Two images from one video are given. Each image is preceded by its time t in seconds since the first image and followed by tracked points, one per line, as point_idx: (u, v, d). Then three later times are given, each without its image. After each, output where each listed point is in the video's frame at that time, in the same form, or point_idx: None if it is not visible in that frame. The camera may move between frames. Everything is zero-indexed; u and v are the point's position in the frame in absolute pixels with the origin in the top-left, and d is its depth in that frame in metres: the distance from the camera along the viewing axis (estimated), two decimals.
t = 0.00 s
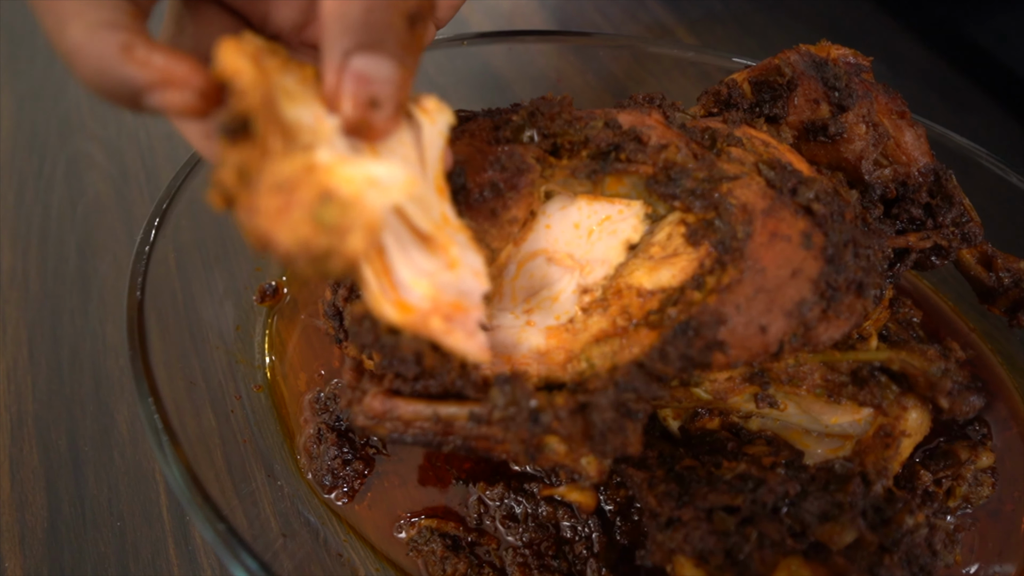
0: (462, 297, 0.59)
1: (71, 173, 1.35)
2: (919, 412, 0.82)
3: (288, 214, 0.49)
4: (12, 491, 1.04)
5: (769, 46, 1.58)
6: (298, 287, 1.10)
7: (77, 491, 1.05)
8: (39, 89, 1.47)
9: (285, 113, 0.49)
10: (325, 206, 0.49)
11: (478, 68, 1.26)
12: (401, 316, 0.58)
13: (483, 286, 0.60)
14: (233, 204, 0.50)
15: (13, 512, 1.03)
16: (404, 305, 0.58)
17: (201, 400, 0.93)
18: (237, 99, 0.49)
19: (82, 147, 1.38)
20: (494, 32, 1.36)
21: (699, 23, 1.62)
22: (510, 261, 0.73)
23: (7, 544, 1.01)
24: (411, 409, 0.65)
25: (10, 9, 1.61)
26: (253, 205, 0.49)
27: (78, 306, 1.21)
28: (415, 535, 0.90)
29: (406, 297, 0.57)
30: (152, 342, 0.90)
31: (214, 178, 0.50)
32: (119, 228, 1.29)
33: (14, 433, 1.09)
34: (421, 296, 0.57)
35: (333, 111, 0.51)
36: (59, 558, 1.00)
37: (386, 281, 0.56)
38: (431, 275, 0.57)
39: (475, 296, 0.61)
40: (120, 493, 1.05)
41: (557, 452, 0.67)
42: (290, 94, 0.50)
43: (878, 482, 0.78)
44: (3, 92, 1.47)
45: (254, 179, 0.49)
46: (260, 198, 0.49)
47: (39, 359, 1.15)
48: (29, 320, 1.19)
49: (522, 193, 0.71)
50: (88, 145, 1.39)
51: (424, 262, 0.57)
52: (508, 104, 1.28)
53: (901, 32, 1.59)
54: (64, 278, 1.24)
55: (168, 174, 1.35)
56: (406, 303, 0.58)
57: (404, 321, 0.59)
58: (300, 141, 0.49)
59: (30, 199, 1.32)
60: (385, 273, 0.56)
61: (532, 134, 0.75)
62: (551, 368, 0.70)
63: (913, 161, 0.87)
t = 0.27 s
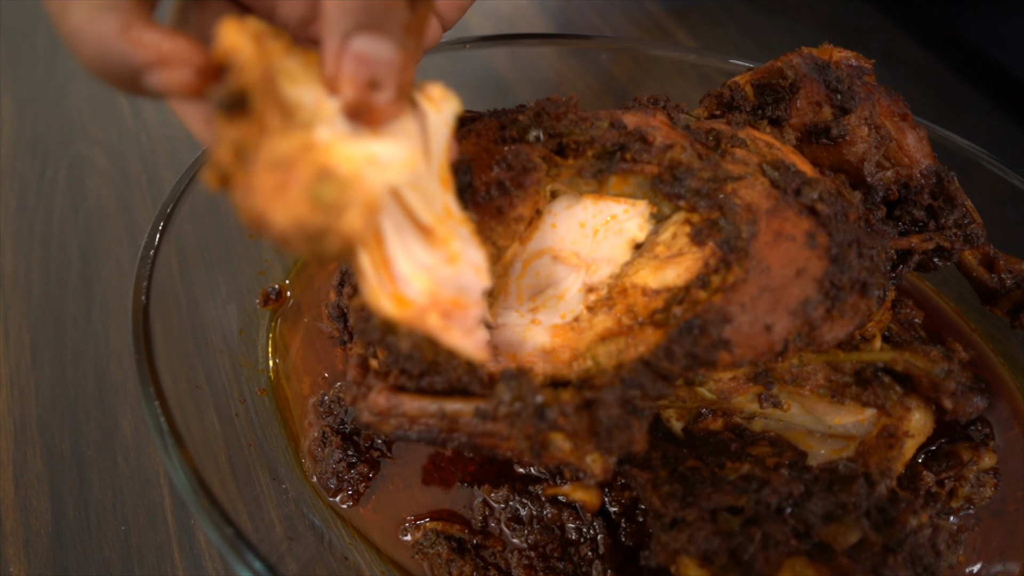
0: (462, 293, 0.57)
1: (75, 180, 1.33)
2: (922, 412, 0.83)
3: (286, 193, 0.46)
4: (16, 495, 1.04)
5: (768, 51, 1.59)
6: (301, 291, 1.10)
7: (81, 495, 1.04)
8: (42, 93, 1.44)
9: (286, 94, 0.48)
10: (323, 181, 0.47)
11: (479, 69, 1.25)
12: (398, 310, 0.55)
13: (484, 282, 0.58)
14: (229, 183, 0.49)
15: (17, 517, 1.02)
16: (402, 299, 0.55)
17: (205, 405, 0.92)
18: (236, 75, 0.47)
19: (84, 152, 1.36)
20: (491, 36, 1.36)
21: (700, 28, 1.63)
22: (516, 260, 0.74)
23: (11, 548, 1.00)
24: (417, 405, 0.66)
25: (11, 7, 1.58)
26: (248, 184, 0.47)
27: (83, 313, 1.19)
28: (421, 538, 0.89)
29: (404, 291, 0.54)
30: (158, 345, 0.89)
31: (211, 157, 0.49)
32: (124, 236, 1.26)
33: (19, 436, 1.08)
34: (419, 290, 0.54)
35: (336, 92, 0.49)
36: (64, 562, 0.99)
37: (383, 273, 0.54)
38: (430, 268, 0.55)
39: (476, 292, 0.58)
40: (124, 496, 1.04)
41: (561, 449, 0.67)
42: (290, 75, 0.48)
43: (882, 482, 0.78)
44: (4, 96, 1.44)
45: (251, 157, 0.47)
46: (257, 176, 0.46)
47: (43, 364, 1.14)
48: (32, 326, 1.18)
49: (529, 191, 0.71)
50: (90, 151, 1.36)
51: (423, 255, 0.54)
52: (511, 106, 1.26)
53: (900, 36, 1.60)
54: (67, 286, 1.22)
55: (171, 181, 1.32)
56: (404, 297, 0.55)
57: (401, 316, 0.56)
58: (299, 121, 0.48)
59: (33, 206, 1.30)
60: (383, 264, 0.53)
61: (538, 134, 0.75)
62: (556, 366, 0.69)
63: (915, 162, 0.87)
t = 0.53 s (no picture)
0: (444, 292, 0.53)
1: (75, 183, 1.33)
2: (923, 414, 0.83)
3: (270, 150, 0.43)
4: (17, 498, 1.04)
5: (768, 54, 1.59)
6: (302, 293, 1.11)
7: (83, 499, 1.04)
8: (43, 95, 1.44)
9: (277, 63, 0.46)
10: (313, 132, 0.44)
11: (480, 72, 1.23)
12: (376, 304, 0.51)
13: (469, 284, 0.54)
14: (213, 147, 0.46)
15: (19, 521, 1.02)
16: (380, 292, 0.51)
17: (206, 408, 0.92)
18: (227, 41, 0.46)
19: (86, 156, 1.35)
20: (490, 38, 1.35)
21: (700, 31, 1.63)
22: (518, 260, 0.74)
23: (14, 551, 1.00)
24: (419, 403, 0.66)
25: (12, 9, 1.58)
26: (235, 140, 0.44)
27: (83, 315, 1.19)
28: (423, 541, 0.89)
29: (383, 284, 0.51)
30: (160, 348, 0.89)
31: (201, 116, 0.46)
32: (124, 239, 1.26)
33: (20, 440, 1.08)
34: (398, 285, 0.50)
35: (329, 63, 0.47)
36: (65, 566, 0.99)
37: (365, 264, 0.51)
38: (412, 262, 0.51)
39: (459, 294, 0.54)
40: (125, 500, 1.04)
41: (563, 449, 0.68)
42: (284, 48, 0.46)
43: (882, 485, 0.78)
44: (5, 99, 1.44)
45: (236, 119, 0.45)
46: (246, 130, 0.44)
47: (45, 367, 1.14)
48: (34, 329, 1.18)
49: (532, 191, 0.72)
50: (90, 154, 1.36)
51: (407, 248, 0.51)
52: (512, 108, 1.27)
53: (899, 39, 1.60)
54: (68, 289, 1.21)
55: (171, 184, 1.32)
56: (382, 292, 0.51)
57: (378, 313, 0.52)
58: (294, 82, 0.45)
59: (34, 209, 1.30)
60: (366, 256, 0.51)
61: (541, 134, 0.76)
62: (558, 366, 0.69)
63: (916, 165, 0.87)
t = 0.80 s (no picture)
0: (436, 292, 0.51)
1: (77, 181, 1.33)
2: (918, 417, 0.83)
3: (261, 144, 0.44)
4: (18, 495, 1.05)
5: (769, 55, 1.60)
6: (303, 293, 1.11)
7: (82, 497, 1.05)
8: (46, 92, 1.45)
9: (276, 59, 0.46)
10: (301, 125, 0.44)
11: (482, 74, 1.24)
12: (367, 303, 0.49)
13: (462, 286, 0.53)
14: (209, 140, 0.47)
15: (18, 518, 1.03)
16: (371, 290, 0.49)
17: (206, 406, 0.93)
18: (227, 39, 0.47)
19: (88, 154, 1.36)
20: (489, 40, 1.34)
21: (701, 31, 1.63)
22: (516, 261, 0.74)
23: (13, 549, 1.01)
24: (416, 404, 0.66)
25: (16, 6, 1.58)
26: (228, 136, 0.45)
27: (85, 314, 1.20)
28: (421, 540, 0.90)
29: (374, 283, 0.49)
30: (159, 347, 0.89)
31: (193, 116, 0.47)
32: (126, 238, 1.27)
33: (20, 438, 1.09)
34: (389, 284, 0.49)
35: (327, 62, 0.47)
36: (65, 563, 1.00)
37: (357, 264, 0.49)
38: (405, 261, 0.50)
39: (452, 295, 0.52)
40: (125, 498, 1.05)
41: (559, 450, 0.68)
42: (283, 47, 0.47)
43: (877, 486, 0.78)
44: (8, 96, 1.44)
45: (232, 112, 0.45)
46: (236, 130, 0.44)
47: (46, 365, 1.15)
48: (35, 326, 1.18)
49: (530, 193, 0.72)
50: (91, 152, 1.36)
51: (400, 247, 0.50)
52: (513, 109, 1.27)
53: (901, 41, 1.60)
54: (69, 287, 1.22)
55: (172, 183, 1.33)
56: (373, 291, 0.49)
57: (369, 313, 0.50)
58: (283, 79, 0.46)
59: (36, 207, 1.30)
60: (359, 255, 0.49)
61: (540, 136, 0.76)
62: (555, 367, 0.70)
63: (914, 168, 0.88)
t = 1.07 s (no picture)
0: (433, 286, 0.48)
1: (80, 189, 1.34)
2: (916, 419, 0.83)
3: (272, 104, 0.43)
4: (21, 501, 1.05)
5: (767, 60, 1.61)
6: (305, 298, 1.12)
7: (86, 503, 1.06)
8: (49, 101, 1.46)
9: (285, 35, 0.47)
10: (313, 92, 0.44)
11: (483, 80, 1.24)
12: (362, 297, 0.46)
13: (457, 280, 0.50)
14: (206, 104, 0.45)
15: (22, 524, 1.04)
16: (367, 285, 0.45)
17: (209, 412, 0.94)
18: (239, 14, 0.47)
19: (91, 161, 1.37)
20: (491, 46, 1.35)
21: (700, 36, 1.64)
22: (515, 265, 0.75)
23: (17, 555, 1.02)
24: (416, 407, 0.67)
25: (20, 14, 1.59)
26: (235, 93, 0.44)
27: (87, 321, 1.21)
28: (422, 544, 0.90)
29: (370, 277, 0.45)
30: (162, 354, 0.90)
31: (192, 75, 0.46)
32: (128, 245, 1.28)
33: (24, 444, 1.10)
34: (386, 278, 0.45)
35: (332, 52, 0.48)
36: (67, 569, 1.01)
37: (352, 257, 0.45)
38: (402, 254, 0.46)
39: (447, 290, 0.50)
40: (128, 503, 1.06)
41: (559, 453, 0.69)
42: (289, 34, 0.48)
43: (875, 489, 0.79)
44: (12, 105, 1.45)
45: (237, 77, 0.44)
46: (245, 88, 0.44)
47: (50, 372, 1.16)
48: (38, 334, 1.19)
49: (529, 198, 0.73)
50: (94, 160, 1.37)
51: (396, 241, 0.46)
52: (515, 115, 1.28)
53: (898, 45, 1.61)
54: (72, 295, 1.23)
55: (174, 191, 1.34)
56: (368, 285, 0.45)
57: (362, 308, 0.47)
58: (294, 49, 0.46)
59: (38, 215, 1.31)
60: (354, 248, 0.45)
61: (538, 141, 0.77)
62: (555, 371, 0.71)
63: (911, 172, 0.88)
